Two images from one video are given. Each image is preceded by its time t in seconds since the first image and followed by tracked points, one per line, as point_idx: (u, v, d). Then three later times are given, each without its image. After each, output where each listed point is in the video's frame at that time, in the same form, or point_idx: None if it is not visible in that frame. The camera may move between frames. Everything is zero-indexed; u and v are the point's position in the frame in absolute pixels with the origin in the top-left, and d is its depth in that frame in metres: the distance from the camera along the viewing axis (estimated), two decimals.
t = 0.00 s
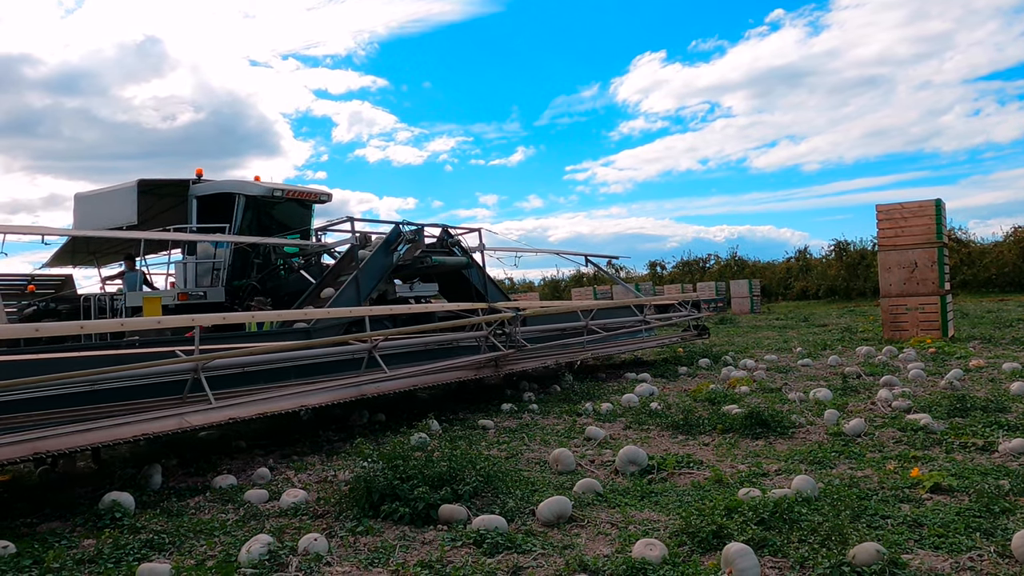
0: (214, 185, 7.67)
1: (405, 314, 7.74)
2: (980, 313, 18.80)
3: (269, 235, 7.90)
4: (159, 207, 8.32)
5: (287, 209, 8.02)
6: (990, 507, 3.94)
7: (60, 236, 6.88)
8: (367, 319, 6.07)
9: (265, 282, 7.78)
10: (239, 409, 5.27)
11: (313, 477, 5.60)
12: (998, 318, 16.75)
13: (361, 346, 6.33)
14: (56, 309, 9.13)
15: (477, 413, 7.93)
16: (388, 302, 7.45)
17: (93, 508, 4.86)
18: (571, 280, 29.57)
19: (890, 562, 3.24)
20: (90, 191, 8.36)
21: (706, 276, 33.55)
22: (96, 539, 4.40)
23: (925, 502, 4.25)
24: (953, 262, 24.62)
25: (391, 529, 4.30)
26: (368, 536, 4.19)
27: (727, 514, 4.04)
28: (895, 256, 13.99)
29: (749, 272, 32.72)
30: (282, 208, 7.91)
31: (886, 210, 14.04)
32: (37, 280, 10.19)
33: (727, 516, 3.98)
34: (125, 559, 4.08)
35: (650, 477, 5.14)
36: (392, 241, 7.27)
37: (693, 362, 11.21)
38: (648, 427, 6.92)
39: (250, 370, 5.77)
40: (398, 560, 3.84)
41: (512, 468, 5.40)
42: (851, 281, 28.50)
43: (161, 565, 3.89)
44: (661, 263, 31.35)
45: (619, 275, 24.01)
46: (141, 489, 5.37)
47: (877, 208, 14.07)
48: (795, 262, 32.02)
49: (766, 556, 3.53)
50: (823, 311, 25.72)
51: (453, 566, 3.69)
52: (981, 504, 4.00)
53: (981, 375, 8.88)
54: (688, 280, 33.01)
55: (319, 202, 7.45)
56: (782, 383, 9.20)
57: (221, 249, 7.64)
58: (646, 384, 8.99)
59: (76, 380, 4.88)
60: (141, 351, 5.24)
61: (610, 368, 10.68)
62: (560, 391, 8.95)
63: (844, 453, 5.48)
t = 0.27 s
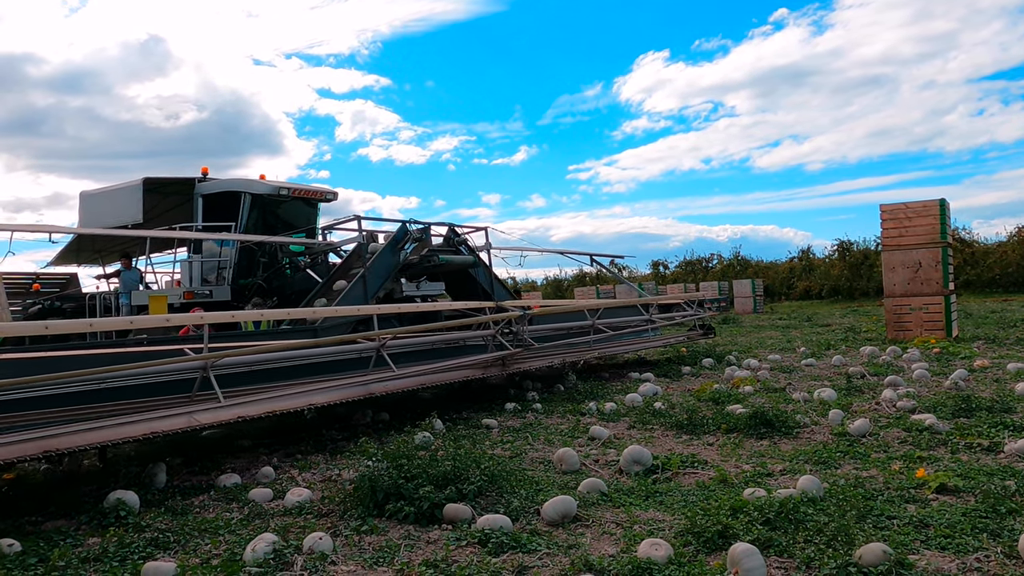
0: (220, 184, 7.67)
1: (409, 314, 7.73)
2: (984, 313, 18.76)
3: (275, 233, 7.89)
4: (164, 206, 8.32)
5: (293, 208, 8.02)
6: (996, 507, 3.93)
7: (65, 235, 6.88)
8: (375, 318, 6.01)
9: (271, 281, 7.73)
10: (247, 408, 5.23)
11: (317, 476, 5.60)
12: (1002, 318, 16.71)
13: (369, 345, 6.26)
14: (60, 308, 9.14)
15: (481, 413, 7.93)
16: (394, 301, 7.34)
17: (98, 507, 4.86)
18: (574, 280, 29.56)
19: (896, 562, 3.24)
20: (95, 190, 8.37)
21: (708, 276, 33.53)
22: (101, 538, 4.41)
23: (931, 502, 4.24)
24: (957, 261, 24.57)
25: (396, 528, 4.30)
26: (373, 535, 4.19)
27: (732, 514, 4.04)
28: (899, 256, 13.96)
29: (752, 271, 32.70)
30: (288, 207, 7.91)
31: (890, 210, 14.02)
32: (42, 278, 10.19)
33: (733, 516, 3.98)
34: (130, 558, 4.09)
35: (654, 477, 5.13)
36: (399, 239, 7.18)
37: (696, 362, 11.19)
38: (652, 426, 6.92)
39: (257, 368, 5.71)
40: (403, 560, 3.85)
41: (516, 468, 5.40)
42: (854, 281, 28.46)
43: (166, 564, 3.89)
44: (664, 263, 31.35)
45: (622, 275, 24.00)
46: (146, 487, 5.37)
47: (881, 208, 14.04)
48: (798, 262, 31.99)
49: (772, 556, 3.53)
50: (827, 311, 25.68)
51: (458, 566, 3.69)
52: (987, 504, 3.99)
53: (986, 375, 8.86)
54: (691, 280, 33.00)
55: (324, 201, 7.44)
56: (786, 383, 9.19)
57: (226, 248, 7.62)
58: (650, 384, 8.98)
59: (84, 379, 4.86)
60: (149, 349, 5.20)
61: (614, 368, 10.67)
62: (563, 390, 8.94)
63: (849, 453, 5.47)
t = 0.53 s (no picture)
0: (222, 182, 7.64)
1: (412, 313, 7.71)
2: (985, 313, 18.74)
3: (278, 232, 7.88)
4: (167, 203, 8.31)
5: (297, 206, 8.01)
6: (1002, 508, 3.91)
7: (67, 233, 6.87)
8: (381, 316, 5.97)
9: (275, 279, 7.72)
10: (254, 406, 5.18)
11: (319, 475, 5.59)
12: (1004, 318, 16.70)
13: (375, 342, 6.19)
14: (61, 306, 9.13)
15: (483, 412, 7.91)
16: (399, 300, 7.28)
17: (101, 505, 4.86)
18: (574, 279, 29.55)
19: (903, 563, 3.22)
20: (97, 187, 8.35)
21: (709, 276, 33.51)
22: (103, 536, 4.40)
23: (936, 502, 4.22)
24: (958, 261, 24.54)
25: (400, 527, 4.29)
26: (376, 534, 4.18)
27: (737, 514, 4.03)
28: (902, 256, 13.93)
29: (753, 271, 32.69)
30: (292, 205, 7.90)
31: (893, 210, 14.00)
32: (44, 276, 10.19)
33: (738, 516, 3.98)
34: (133, 556, 4.08)
35: (658, 477, 5.12)
36: (404, 237, 7.16)
37: (698, 362, 11.18)
38: (655, 426, 6.90)
39: (264, 366, 5.66)
40: (407, 559, 3.84)
41: (519, 467, 5.38)
42: (854, 281, 28.46)
43: (169, 562, 3.88)
44: (665, 262, 31.33)
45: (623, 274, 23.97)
46: (148, 486, 5.36)
47: (883, 207, 14.02)
48: (799, 262, 31.97)
49: (777, 556, 3.52)
50: (828, 311, 25.66)
51: (462, 565, 3.68)
52: (993, 505, 3.97)
53: (989, 375, 8.84)
54: (692, 280, 32.98)
55: (328, 199, 7.42)
56: (788, 383, 9.18)
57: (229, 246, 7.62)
58: (652, 384, 8.97)
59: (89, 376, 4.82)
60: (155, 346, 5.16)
61: (616, 367, 10.66)
62: (565, 390, 8.93)
63: (852, 453, 5.46)
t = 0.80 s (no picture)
0: (223, 180, 7.59)
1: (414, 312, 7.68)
2: (984, 312, 18.74)
3: (280, 230, 7.86)
4: (168, 202, 8.27)
5: (299, 204, 7.99)
6: (1010, 506, 3.90)
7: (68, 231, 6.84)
8: (388, 315, 5.92)
9: (277, 278, 7.71)
10: (261, 405, 5.12)
11: (322, 475, 5.57)
12: (1003, 317, 16.70)
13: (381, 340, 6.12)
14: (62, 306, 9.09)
15: (485, 411, 7.89)
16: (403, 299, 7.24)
17: (103, 505, 4.83)
18: (573, 278, 29.53)
19: (913, 562, 3.20)
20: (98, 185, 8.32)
21: (708, 275, 33.52)
22: (106, 536, 4.38)
23: (943, 501, 4.21)
24: (957, 260, 24.56)
25: (405, 527, 4.27)
26: (381, 534, 4.16)
27: (744, 512, 4.02)
28: (902, 254, 13.92)
29: (751, 270, 32.69)
30: (295, 204, 7.88)
31: (893, 209, 14.00)
32: (44, 275, 10.14)
33: (745, 515, 3.96)
34: (136, 556, 4.06)
35: (663, 476, 5.10)
36: (409, 235, 7.11)
37: (700, 360, 11.16)
38: (658, 425, 6.88)
39: (270, 365, 5.60)
40: (413, 558, 3.82)
41: (523, 466, 5.36)
42: (853, 280, 28.48)
43: (174, 562, 3.85)
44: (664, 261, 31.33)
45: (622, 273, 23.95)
46: (150, 486, 5.33)
47: (883, 206, 14.01)
48: (798, 261, 31.98)
49: (786, 555, 3.50)
50: (827, 310, 25.65)
51: (468, 565, 3.66)
52: (1001, 503, 3.95)
53: (991, 374, 8.83)
54: (691, 279, 32.98)
55: (331, 197, 7.40)
56: (791, 382, 9.17)
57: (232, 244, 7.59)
58: (654, 383, 8.96)
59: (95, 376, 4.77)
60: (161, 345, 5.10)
61: (617, 366, 10.64)
62: (567, 389, 8.91)
63: (857, 452, 5.44)
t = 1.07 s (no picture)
0: (232, 178, 7.57)
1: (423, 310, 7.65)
2: (988, 309, 18.73)
3: (288, 228, 7.85)
4: (176, 199, 8.24)
5: (308, 202, 7.96)
6: None
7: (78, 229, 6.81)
8: (402, 313, 5.88)
9: (286, 276, 7.68)
10: (277, 404, 5.07)
11: (334, 473, 5.55)
12: (1007, 314, 16.70)
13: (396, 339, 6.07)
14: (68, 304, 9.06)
15: (494, 409, 7.87)
16: (414, 296, 7.20)
17: (117, 503, 4.80)
18: (575, 277, 29.50)
19: (938, 558, 3.18)
20: (106, 183, 8.28)
21: (710, 273, 33.50)
22: (121, 535, 4.36)
23: (962, 497, 4.19)
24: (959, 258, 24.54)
25: (421, 524, 4.25)
26: (397, 531, 4.14)
27: (763, 509, 4.00)
28: (908, 252, 13.90)
29: (753, 268, 32.67)
30: (304, 201, 7.85)
31: (898, 206, 13.98)
32: (49, 274, 10.11)
33: (764, 512, 3.94)
34: (153, 554, 4.03)
35: (677, 473, 5.08)
36: (420, 233, 7.06)
37: (706, 358, 11.14)
38: (669, 422, 6.86)
39: (284, 364, 5.56)
40: (431, 556, 3.80)
41: (536, 463, 5.34)
42: (855, 278, 28.49)
43: (191, 560, 3.83)
44: (665, 260, 31.31)
45: (625, 271, 23.92)
46: (163, 484, 5.29)
47: (888, 203, 14.00)
48: (800, 259, 31.96)
49: (808, 552, 3.48)
50: (829, 308, 25.64)
51: (487, 562, 3.64)
52: (1021, 500, 3.94)
53: (1000, 371, 8.82)
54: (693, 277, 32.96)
55: (340, 194, 7.38)
56: (799, 379, 9.15)
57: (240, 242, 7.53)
58: (663, 380, 8.94)
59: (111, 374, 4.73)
60: (177, 344, 5.07)
61: (624, 364, 10.62)
62: (575, 386, 8.88)
63: (871, 449, 5.42)
